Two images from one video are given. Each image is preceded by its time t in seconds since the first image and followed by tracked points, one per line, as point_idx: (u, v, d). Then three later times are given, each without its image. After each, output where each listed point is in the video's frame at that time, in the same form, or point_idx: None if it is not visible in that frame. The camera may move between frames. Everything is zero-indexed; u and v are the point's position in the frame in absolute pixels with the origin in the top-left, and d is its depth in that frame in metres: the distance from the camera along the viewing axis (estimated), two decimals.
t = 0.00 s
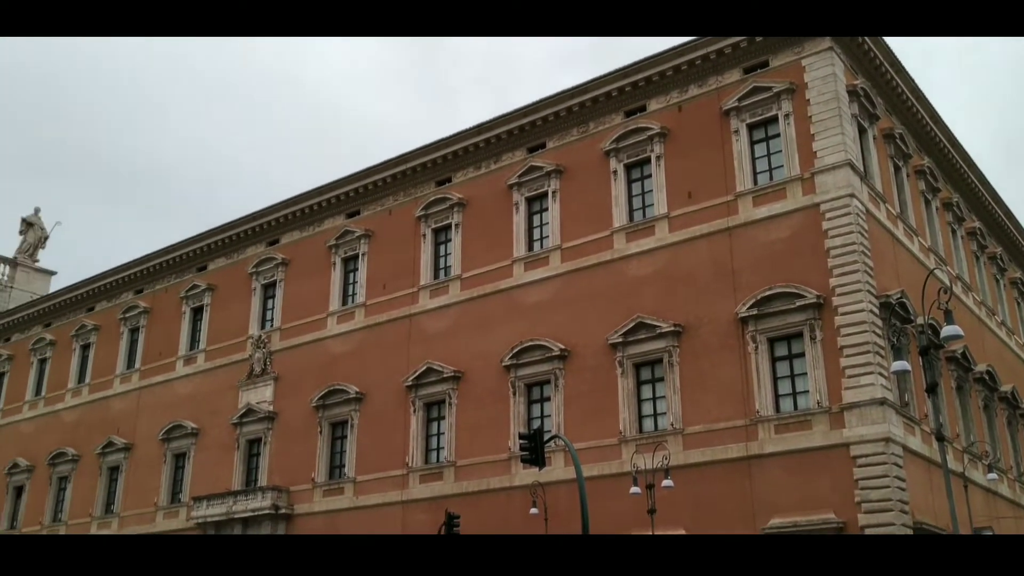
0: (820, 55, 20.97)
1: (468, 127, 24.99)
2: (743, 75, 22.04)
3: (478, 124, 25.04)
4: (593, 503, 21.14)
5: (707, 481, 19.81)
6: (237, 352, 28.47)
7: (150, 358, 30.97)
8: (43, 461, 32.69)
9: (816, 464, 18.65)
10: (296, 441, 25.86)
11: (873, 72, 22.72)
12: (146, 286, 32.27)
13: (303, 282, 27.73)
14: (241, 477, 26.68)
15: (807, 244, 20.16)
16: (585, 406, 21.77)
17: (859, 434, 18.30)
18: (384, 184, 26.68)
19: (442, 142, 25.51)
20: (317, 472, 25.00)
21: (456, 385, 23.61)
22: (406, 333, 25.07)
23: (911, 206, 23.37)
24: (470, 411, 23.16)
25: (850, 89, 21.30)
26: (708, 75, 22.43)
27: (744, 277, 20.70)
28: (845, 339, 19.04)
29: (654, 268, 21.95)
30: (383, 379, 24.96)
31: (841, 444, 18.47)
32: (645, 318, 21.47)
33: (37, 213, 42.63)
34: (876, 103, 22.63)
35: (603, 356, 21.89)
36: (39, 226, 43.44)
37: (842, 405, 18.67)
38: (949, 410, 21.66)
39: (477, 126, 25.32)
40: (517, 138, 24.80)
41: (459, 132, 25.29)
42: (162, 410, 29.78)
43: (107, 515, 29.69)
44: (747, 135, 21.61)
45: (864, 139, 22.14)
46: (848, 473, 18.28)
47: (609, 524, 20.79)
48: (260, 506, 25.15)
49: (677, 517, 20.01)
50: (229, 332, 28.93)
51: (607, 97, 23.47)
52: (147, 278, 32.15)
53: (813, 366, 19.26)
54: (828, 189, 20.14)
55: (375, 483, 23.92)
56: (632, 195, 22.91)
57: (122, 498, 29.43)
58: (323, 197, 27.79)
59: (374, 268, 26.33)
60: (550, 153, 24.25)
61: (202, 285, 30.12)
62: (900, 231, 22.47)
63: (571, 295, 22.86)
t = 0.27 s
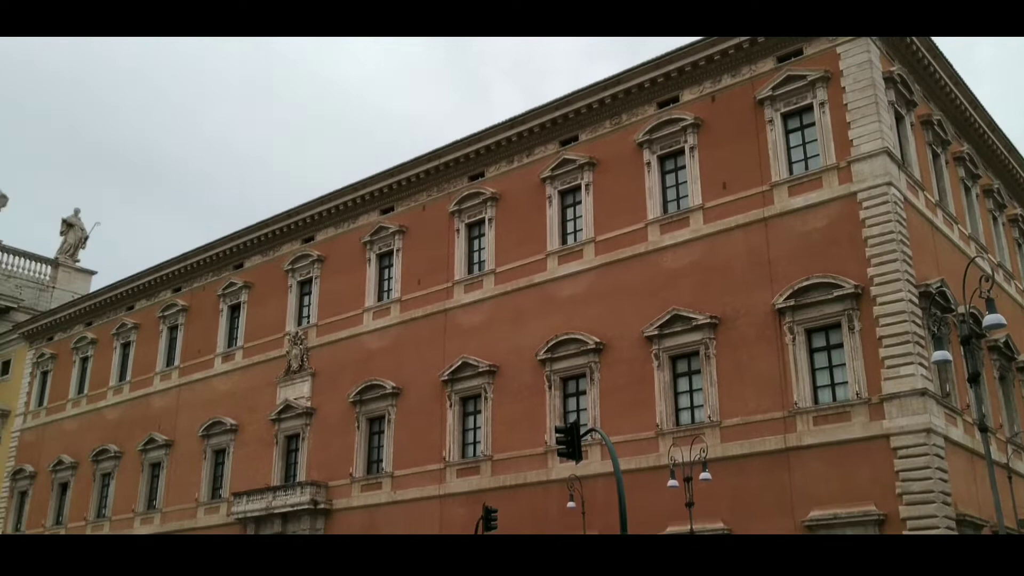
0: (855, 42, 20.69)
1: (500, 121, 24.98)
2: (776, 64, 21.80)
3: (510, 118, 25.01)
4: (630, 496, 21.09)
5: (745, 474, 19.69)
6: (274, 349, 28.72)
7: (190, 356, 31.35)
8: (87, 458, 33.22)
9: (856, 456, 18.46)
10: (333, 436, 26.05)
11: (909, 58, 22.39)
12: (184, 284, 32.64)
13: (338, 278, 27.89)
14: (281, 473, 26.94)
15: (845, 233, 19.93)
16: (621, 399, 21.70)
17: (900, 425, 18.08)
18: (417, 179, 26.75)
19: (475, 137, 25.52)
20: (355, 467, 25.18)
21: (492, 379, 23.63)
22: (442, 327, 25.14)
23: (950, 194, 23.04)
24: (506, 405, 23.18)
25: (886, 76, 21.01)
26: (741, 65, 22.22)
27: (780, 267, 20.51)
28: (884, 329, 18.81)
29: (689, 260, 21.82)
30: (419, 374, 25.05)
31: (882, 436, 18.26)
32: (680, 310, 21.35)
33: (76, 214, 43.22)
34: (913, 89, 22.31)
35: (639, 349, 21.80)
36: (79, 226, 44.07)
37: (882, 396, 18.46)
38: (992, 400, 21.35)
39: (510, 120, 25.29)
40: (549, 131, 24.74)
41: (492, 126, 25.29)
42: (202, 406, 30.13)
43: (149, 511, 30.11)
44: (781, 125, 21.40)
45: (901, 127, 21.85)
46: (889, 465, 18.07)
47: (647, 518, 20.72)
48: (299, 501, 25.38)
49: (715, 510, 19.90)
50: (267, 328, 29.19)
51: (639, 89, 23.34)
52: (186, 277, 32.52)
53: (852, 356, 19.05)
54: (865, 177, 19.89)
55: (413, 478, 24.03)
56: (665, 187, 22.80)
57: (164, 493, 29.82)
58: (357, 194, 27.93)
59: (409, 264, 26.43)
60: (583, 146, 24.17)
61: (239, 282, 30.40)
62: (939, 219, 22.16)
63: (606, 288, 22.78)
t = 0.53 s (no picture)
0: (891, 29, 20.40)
1: (533, 116, 24.95)
2: (810, 53, 21.55)
3: (543, 113, 24.97)
4: (669, 490, 21.01)
5: (784, 468, 19.55)
6: (311, 347, 28.93)
7: (228, 354, 31.67)
8: (129, 456, 33.71)
9: (897, 449, 18.26)
10: (371, 433, 26.22)
11: (947, 45, 22.05)
12: (221, 283, 32.97)
13: (373, 275, 28.04)
14: (319, 470, 27.16)
15: (883, 224, 19.68)
16: (658, 393, 21.62)
17: (941, 417, 17.85)
18: (450, 176, 26.80)
19: (507, 132, 25.52)
20: (392, 463, 25.32)
21: (528, 374, 23.64)
22: (477, 324, 25.19)
23: (990, 182, 22.70)
24: (542, 400, 23.17)
25: (923, 63, 20.70)
26: (775, 55, 22.00)
27: (817, 259, 20.30)
28: (923, 320, 18.56)
29: (724, 253, 21.67)
30: (455, 370, 25.13)
31: (923, 428, 18.04)
32: (716, 303, 21.22)
33: (115, 216, 43.84)
34: (951, 76, 21.98)
35: (675, 343, 21.70)
36: (118, 228, 44.80)
37: (922, 388, 18.23)
38: None
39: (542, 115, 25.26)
40: (581, 126, 24.68)
41: (524, 121, 25.26)
42: (241, 405, 30.44)
43: (191, 508, 30.49)
44: (816, 115, 21.16)
45: (939, 115, 21.54)
46: (930, 457, 17.85)
47: (686, 512, 20.64)
48: (338, 497, 25.58)
49: (754, 504, 19.77)
50: (303, 326, 29.42)
51: (672, 81, 23.20)
52: (223, 276, 32.85)
53: (891, 348, 18.82)
54: (903, 167, 19.63)
55: (450, 474, 24.13)
56: (699, 179, 22.65)
57: (205, 491, 30.17)
58: (390, 192, 28.04)
59: (444, 260, 26.50)
60: (616, 140, 24.07)
61: (275, 281, 30.66)
62: (979, 207, 21.84)
63: (641, 282, 22.70)
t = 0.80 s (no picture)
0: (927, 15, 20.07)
1: (564, 110, 24.89)
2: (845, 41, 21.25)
3: (574, 106, 24.90)
4: (706, 484, 20.90)
5: (823, 460, 19.36)
6: (347, 343, 29.12)
7: (264, 351, 31.97)
8: (169, 453, 34.15)
9: (938, 440, 18.01)
10: (407, 428, 26.35)
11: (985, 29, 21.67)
12: (257, 281, 33.27)
13: (408, 271, 28.14)
14: (356, 465, 27.36)
15: (921, 212, 19.40)
16: (694, 386, 21.50)
17: (983, 408, 17.57)
18: (482, 171, 26.81)
19: (539, 126, 25.48)
20: (429, 458, 25.45)
21: (562, 368, 23.61)
22: (511, 318, 25.20)
23: None
24: (577, 394, 23.15)
25: (961, 49, 20.36)
26: (809, 43, 21.74)
27: (854, 249, 20.07)
28: (963, 309, 18.26)
29: (759, 244, 21.49)
30: (489, 365, 25.16)
31: (965, 419, 17.77)
32: (752, 295, 21.04)
33: (152, 215, 44.41)
34: (990, 61, 21.61)
35: (710, 335, 21.56)
36: (155, 228, 45.48)
37: (963, 378, 17.95)
38: None
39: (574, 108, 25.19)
40: (614, 118, 24.58)
41: (556, 115, 25.21)
42: (278, 401, 30.71)
43: (230, 504, 30.82)
44: (852, 103, 20.86)
45: (978, 101, 21.19)
46: (972, 448, 17.58)
47: (723, 506, 20.51)
48: (375, 493, 25.75)
49: (793, 496, 19.60)
50: (339, 323, 29.61)
51: (704, 72, 23.02)
52: (258, 274, 33.14)
53: (930, 338, 18.54)
54: (941, 154, 19.34)
55: (487, 468, 24.18)
56: (733, 170, 22.47)
57: (244, 487, 30.50)
58: (423, 188, 28.11)
59: (477, 255, 26.53)
60: (648, 132, 23.95)
61: (311, 278, 30.87)
62: (1020, 194, 21.47)
63: (676, 274, 22.58)
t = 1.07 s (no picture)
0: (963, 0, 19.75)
1: (595, 104, 24.86)
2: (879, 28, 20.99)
3: (605, 100, 24.86)
4: (743, 477, 20.81)
5: (861, 452, 19.21)
6: (381, 339, 29.31)
7: (301, 348, 32.27)
8: (208, 449, 34.60)
9: (979, 432, 17.79)
10: (442, 423, 26.51)
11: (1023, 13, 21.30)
12: (292, 279, 33.57)
13: (441, 267, 28.27)
14: (393, 460, 27.57)
15: (958, 201, 19.15)
16: (729, 379, 21.41)
17: None
18: (514, 166, 26.85)
19: (570, 120, 25.47)
20: (464, 453, 25.59)
21: (596, 362, 23.60)
22: (544, 313, 25.24)
23: None
24: (611, 388, 23.14)
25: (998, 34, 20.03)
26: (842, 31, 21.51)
27: (890, 239, 19.85)
28: (1003, 299, 17.97)
29: (794, 236, 21.33)
30: (523, 360, 25.22)
31: (1005, 410, 17.52)
32: (787, 287, 20.89)
33: (187, 215, 44.98)
34: None
35: (745, 328, 21.44)
36: (190, 227, 46.07)
37: (1003, 368, 17.67)
38: None
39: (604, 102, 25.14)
40: (645, 111, 24.51)
41: (587, 109, 25.17)
42: (314, 397, 31.01)
43: (269, 500, 31.18)
44: (886, 92, 20.59)
45: (1016, 87, 20.86)
46: (1013, 440, 17.34)
47: (760, 499, 20.41)
48: (412, 488, 25.94)
49: (831, 489, 19.46)
50: (373, 319, 29.82)
51: (736, 63, 22.86)
52: (293, 272, 33.45)
53: (969, 329, 18.29)
54: (978, 142, 19.06)
55: (522, 463, 24.26)
56: (767, 161, 22.32)
57: (282, 482, 30.85)
58: (455, 184, 28.21)
59: (510, 250, 26.59)
60: (680, 124, 23.84)
61: (345, 275, 31.11)
62: None
63: (709, 267, 22.49)
